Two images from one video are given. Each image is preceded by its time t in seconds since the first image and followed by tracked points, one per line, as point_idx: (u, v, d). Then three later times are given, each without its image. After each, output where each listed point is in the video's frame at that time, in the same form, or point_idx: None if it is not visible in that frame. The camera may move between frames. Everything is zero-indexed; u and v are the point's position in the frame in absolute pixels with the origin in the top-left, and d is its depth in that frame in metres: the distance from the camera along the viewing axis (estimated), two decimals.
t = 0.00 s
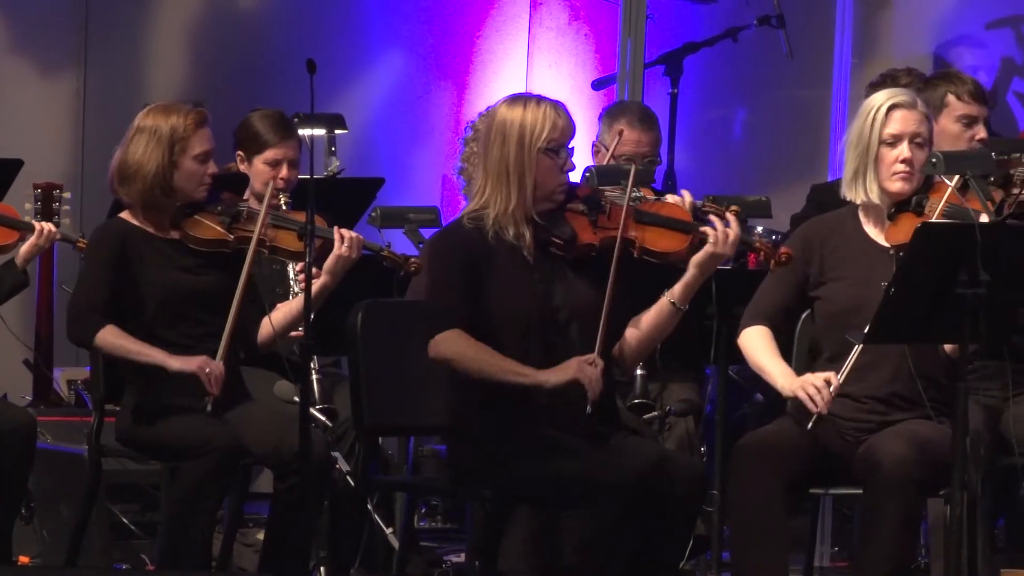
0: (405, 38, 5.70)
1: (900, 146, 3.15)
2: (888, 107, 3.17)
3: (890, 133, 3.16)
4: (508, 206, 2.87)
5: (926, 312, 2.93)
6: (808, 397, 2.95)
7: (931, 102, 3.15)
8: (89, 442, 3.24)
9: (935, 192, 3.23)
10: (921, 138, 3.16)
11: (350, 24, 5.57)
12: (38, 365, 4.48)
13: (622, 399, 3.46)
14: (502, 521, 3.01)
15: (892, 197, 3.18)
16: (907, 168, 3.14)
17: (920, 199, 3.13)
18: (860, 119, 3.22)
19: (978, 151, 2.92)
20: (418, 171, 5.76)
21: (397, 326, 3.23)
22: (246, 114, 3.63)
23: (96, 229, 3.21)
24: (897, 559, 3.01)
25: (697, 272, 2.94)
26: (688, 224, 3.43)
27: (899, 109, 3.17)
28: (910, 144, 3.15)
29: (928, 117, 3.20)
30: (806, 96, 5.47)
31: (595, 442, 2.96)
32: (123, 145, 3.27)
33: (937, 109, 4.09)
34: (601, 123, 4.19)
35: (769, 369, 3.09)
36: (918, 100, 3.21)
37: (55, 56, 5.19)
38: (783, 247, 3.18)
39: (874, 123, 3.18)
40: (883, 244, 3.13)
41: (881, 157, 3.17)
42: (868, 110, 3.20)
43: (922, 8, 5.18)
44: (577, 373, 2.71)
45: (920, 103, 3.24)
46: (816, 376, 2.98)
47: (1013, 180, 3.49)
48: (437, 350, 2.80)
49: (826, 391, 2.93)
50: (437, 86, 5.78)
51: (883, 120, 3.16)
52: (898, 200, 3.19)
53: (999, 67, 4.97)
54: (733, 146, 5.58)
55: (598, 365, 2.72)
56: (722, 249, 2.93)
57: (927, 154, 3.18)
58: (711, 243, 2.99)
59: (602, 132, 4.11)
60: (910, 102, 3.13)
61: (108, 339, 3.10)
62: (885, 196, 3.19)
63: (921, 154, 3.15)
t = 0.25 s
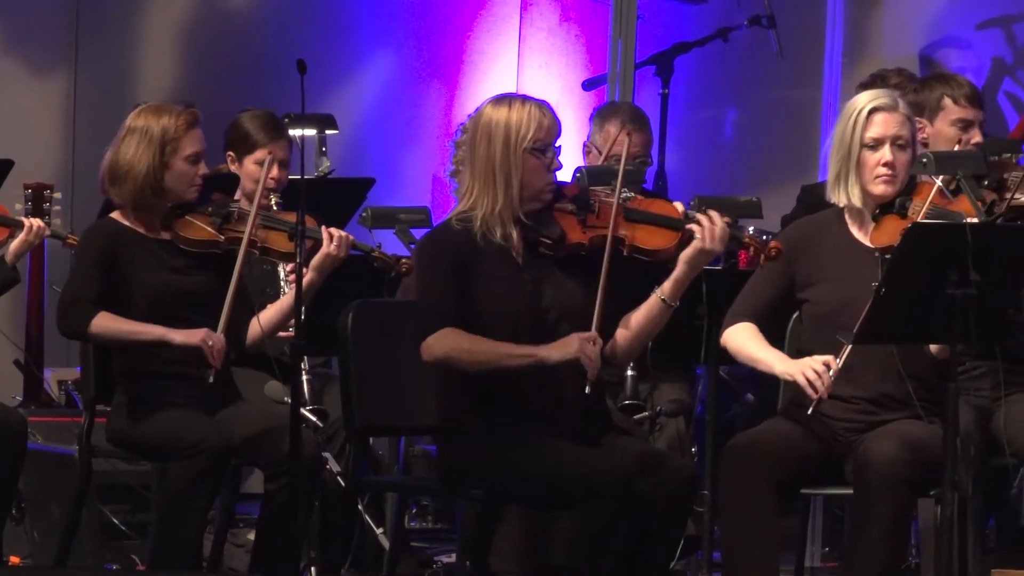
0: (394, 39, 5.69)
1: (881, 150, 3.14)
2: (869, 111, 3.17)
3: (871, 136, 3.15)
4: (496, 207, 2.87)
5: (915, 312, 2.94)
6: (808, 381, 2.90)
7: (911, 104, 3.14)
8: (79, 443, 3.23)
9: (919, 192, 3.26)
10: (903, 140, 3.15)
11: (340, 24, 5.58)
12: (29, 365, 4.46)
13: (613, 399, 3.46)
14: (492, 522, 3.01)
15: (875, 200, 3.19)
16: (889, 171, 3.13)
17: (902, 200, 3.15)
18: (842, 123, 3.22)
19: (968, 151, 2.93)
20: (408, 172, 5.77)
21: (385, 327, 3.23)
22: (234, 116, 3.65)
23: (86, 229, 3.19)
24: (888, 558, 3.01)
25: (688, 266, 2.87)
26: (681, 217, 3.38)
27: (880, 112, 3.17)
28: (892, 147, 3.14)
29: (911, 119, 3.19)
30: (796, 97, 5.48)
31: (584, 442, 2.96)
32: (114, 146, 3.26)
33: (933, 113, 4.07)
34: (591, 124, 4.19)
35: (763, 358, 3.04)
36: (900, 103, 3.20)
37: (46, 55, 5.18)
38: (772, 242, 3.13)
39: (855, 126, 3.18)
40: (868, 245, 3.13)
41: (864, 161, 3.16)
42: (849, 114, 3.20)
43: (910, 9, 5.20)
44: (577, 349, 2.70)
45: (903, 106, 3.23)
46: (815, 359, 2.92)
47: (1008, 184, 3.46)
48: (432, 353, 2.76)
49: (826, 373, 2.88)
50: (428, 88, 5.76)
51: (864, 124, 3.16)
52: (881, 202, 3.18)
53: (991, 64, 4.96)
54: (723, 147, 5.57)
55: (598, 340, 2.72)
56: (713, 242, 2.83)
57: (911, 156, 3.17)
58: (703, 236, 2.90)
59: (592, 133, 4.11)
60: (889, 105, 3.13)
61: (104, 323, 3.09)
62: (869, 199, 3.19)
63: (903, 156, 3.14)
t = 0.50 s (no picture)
0: (385, 39, 5.74)
1: (863, 149, 3.15)
2: (849, 110, 3.17)
3: (852, 136, 3.16)
4: (480, 209, 2.86)
5: (905, 312, 2.93)
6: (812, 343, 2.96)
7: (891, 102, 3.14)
8: (69, 443, 3.23)
9: (902, 190, 3.26)
10: (884, 138, 3.16)
11: (331, 25, 5.58)
12: (20, 366, 4.45)
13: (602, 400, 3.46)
14: (481, 522, 3.01)
15: (859, 199, 3.19)
16: (871, 170, 3.13)
17: (885, 200, 3.16)
18: (823, 123, 3.22)
19: (959, 151, 2.92)
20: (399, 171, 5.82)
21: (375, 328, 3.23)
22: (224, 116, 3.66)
23: (77, 229, 3.17)
24: (878, 559, 3.01)
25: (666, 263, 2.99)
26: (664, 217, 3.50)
27: (861, 111, 3.17)
28: (873, 146, 3.15)
29: (891, 117, 3.19)
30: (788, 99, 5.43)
31: (573, 442, 2.96)
32: (104, 146, 3.26)
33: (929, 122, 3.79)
34: (581, 124, 4.19)
35: (748, 327, 3.08)
36: (880, 101, 3.20)
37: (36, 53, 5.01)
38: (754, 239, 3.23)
39: (836, 126, 3.19)
40: (854, 245, 3.14)
41: (846, 161, 3.17)
42: (830, 114, 3.21)
43: (900, 11, 5.22)
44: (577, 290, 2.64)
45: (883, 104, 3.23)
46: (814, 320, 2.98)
47: (1000, 193, 3.43)
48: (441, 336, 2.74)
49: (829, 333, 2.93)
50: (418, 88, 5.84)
51: (844, 124, 3.17)
52: (865, 202, 3.19)
53: (981, 64, 4.98)
54: (714, 146, 5.59)
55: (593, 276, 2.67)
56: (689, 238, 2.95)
57: (893, 154, 3.18)
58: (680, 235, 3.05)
59: (583, 133, 4.12)
60: (870, 104, 3.13)
61: (94, 312, 3.08)
62: (852, 199, 3.19)
63: (884, 155, 3.15)
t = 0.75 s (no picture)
0: (374, 40, 5.71)
1: (850, 151, 3.16)
2: (835, 113, 3.17)
3: (839, 138, 3.16)
4: (471, 212, 2.85)
5: (895, 312, 2.93)
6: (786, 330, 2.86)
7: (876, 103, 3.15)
8: (59, 444, 3.23)
9: (889, 193, 3.27)
10: (871, 139, 3.16)
11: (321, 25, 5.57)
12: (10, 367, 4.45)
13: (592, 400, 3.46)
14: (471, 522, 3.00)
15: (846, 201, 3.20)
16: (860, 171, 3.14)
17: (871, 202, 3.17)
18: (807, 127, 3.22)
19: (950, 151, 2.92)
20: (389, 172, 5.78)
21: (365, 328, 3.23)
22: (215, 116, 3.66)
23: (67, 229, 3.16)
24: (868, 559, 3.01)
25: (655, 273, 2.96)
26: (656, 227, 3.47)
27: (846, 113, 3.17)
28: (860, 147, 3.15)
29: (875, 118, 3.20)
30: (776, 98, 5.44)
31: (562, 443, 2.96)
32: (94, 146, 3.25)
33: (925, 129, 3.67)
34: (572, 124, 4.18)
35: (726, 312, 3.04)
36: (864, 102, 3.20)
37: (25, 56, 5.04)
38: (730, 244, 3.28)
39: (823, 130, 3.19)
40: (840, 246, 3.17)
41: (833, 164, 3.17)
42: (814, 118, 3.21)
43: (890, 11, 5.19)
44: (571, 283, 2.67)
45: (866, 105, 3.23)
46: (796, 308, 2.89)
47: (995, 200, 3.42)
48: (429, 314, 2.72)
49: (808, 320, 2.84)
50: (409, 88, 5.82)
51: (830, 127, 3.17)
52: (851, 204, 3.20)
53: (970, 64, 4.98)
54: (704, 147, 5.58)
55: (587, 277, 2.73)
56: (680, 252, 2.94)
57: (879, 155, 3.19)
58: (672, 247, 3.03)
59: (573, 134, 4.12)
60: (855, 106, 3.13)
61: (83, 303, 3.07)
62: (841, 201, 3.20)
63: (871, 156, 3.16)
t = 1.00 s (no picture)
0: (365, 40, 5.68)
1: (839, 150, 3.17)
2: (822, 113, 3.19)
3: (827, 138, 3.17)
4: (471, 214, 2.84)
5: (885, 313, 2.94)
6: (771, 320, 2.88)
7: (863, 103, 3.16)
8: (50, 444, 3.23)
9: (877, 192, 3.29)
10: (859, 139, 3.18)
11: (310, 24, 5.53)
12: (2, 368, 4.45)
13: (583, 400, 3.46)
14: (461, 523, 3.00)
15: (835, 202, 3.21)
16: (848, 171, 3.15)
17: (859, 201, 3.19)
18: (795, 128, 3.23)
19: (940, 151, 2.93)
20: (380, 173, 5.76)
21: (357, 328, 3.23)
22: (206, 117, 3.65)
23: (59, 230, 3.15)
24: (859, 559, 3.01)
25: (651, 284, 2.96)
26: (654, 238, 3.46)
27: (834, 113, 3.19)
28: (849, 147, 3.17)
29: (863, 117, 3.21)
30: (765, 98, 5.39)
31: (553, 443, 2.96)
32: (85, 147, 3.25)
33: (922, 130, 3.63)
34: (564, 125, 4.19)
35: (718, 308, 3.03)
36: (851, 102, 3.22)
37: (15, 58, 5.07)
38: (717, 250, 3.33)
39: (809, 132, 3.20)
40: (828, 246, 3.19)
41: (821, 163, 3.18)
42: (802, 118, 3.22)
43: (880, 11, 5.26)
44: (569, 283, 2.72)
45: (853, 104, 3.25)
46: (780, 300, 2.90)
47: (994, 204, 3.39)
48: (425, 294, 2.74)
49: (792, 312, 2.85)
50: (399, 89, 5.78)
51: (818, 128, 3.18)
52: (839, 203, 3.22)
53: (963, 64, 5.13)
54: (695, 148, 5.48)
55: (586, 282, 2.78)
56: (678, 267, 2.94)
57: (867, 154, 3.20)
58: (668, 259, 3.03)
59: (564, 135, 4.12)
60: (842, 105, 3.15)
61: (75, 301, 3.07)
62: (829, 201, 3.22)
63: (859, 156, 3.18)
